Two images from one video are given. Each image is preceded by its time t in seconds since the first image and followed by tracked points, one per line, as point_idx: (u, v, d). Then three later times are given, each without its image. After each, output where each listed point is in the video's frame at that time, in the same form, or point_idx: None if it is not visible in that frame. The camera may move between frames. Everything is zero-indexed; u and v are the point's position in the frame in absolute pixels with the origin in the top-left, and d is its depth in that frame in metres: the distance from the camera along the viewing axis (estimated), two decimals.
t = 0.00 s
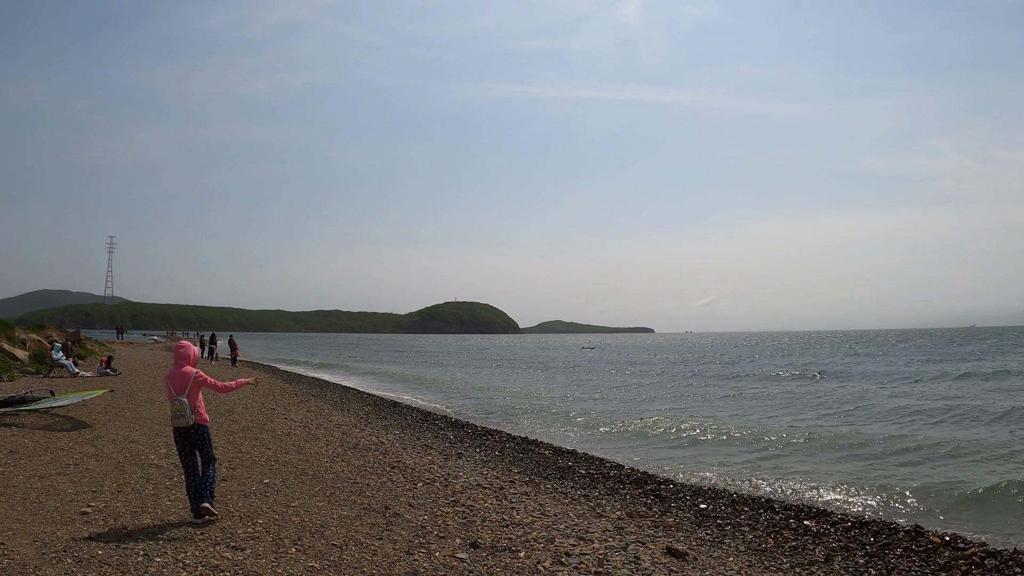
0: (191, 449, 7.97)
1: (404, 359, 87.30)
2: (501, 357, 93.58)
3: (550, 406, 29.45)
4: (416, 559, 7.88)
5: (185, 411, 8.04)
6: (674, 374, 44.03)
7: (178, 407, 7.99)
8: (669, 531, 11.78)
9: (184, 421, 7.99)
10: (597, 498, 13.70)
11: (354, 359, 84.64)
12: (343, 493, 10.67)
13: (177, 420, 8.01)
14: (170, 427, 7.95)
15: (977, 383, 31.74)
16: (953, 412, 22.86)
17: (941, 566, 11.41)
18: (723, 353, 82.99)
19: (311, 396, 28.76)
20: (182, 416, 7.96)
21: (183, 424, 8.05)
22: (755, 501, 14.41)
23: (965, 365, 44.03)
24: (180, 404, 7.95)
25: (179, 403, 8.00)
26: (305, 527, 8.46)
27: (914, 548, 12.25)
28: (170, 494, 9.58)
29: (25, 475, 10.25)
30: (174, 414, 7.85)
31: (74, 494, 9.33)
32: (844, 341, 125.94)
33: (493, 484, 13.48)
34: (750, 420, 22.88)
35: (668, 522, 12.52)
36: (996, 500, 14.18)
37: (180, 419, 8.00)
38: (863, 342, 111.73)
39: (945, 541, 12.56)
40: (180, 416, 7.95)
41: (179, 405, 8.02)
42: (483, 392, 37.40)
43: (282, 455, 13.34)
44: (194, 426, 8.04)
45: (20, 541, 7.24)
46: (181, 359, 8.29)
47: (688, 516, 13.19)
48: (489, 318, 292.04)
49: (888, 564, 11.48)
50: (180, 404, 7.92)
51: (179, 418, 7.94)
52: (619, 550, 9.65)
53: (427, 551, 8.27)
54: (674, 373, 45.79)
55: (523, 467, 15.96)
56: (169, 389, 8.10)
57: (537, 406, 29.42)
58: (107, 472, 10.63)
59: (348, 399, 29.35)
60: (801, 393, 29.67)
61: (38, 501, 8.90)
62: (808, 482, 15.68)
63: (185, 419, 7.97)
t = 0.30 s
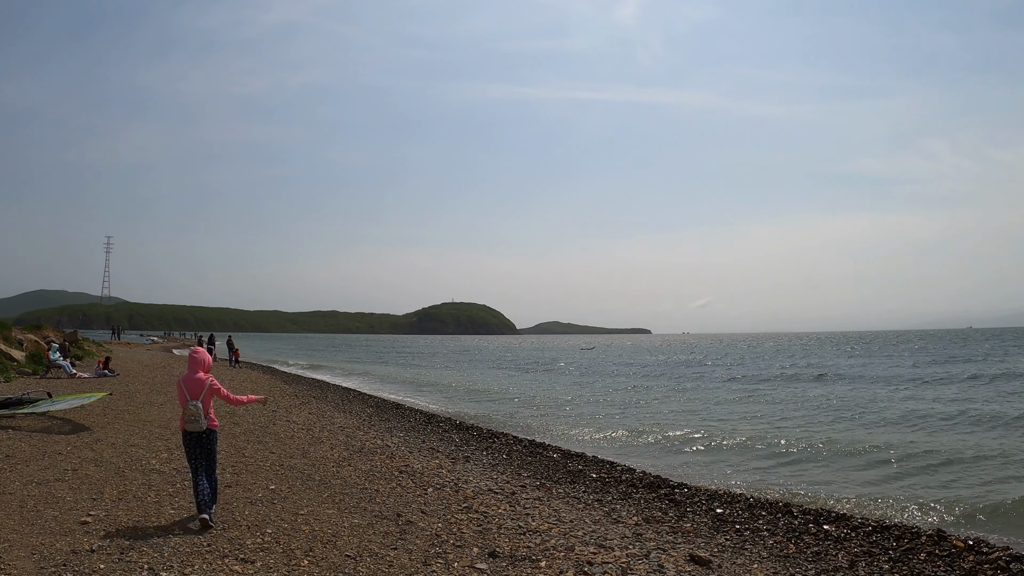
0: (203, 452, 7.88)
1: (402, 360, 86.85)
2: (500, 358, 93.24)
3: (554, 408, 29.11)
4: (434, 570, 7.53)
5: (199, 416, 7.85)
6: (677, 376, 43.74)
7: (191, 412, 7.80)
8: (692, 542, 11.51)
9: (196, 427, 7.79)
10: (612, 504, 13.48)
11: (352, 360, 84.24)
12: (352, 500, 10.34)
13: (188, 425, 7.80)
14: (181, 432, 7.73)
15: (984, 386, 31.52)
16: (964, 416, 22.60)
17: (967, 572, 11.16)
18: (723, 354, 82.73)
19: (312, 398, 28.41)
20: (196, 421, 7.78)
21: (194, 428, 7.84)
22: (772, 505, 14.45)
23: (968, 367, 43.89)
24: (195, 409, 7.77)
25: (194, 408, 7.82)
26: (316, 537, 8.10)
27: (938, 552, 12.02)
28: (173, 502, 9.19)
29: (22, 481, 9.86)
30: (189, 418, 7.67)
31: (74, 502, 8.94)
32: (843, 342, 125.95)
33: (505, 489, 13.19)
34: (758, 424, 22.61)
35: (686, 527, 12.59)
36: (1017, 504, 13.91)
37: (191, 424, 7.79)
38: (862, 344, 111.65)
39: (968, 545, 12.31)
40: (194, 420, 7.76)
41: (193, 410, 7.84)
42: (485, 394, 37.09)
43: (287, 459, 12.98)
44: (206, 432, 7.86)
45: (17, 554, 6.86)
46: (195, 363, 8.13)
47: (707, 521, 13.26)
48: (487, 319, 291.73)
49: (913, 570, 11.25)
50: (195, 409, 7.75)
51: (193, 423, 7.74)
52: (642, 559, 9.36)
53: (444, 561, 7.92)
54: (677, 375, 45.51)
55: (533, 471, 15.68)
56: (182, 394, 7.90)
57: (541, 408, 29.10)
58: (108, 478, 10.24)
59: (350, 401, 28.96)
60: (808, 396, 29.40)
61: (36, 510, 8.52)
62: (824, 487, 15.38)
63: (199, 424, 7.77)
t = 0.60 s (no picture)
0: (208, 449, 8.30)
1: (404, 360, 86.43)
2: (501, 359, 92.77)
3: (559, 410, 28.76)
4: None
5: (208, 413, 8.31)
6: (681, 377, 43.37)
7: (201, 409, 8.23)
8: (712, 550, 11.14)
9: (206, 424, 8.23)
10: (625, 509, 13.14)
11: (352, 361, 83.82)
12: (361, 507, 10.00)
13: (196, 421, 8.21)
14: (191, 428, 8.11)
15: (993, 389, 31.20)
16: (976, 419, 22.27)
17: None
18: (726, 356, 82.43)
19: (314, 399, 28.05)
20: (206, 418, 8.23)
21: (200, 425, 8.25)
22: (790, 510, 14.22)
23: (974, 369, 43.51)
24: (206, 407, 8.24)
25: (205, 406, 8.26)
26: (324, 548, 7.79)
27: (962, 558, 11.73)
28: (175, 510, 8.84)
29: (18, 488, 9.51)
30: (204, 415, 8.13)
31: (71, 511, 8.58)
32: (845, 343, 125.57)
33: (515, 495, 12.90)
34: (769, 427, 22.28)
35: (703, 533, 12.24)
36: None
37: (200, 420, 8.22)
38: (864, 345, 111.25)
39: (992, 550, 12.01)
40: (205, 417, 8.21)
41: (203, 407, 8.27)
42: (488, 395, 36.71)
43: (292, 464, 12.63)
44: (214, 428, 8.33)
45: (12, 568, 6.50)
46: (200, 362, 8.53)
47: (723, 527, 12.89)
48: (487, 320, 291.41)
49: None
50: (209, 406, 8.23)
51: (205, 420, 8.19)
52: (662, 568, 9.07)
53: (460, 572, 7.61)
54: (681, 376, 45.17)
55: (542, 475, 15.36)
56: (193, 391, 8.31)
57: (546, 410, 28.76)
58: (106, 485, 9.89)
59: (353, 402, 28.62)
60: (816, 399, 29.07)
61: (32, 519, 8.17)
62: (839, 493, 15.07)
63: (209, 422, 8.23)
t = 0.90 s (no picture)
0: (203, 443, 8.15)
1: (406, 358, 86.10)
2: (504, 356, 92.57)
3: (565, 407, 28.34)
4: None
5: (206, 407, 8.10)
6: (688, 376, 42.96)
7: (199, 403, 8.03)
8: (735, 553, 11.14)
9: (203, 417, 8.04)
10: (642, 509, 12.96)
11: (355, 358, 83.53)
12: (369, 508, 9.61)
13: (194, 415, 8.02)
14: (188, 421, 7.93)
15: (1007, 389, 30.73)
16: (994, 421, 21.82)
17: None
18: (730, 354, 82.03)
19: (317, 396, 27.65)
20: (203, 412, 8.04)
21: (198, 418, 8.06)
22: (811, 511, 14.20)
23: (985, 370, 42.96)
24: (203, 400, 8.05)
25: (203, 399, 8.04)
26: (333, 552, 7.39)
27: (990, 559, 11.33)
28: (174, 510, 8.44)
29: (12, 487, 9.13)
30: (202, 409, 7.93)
31: (66, 512, 8.18)
32: (850, 344, 125.00)
33: (528, 495, 12.54)
34: (781, 427, 21.85)
35: (723, 535, 12.25)
36: None
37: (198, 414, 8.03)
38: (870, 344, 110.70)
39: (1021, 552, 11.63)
40: (203, 411, 8.01)
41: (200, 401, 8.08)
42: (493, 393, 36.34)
43: (297, 463, 12.22)
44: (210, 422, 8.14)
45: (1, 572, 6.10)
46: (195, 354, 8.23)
47: (743, 528, 12.94)
48: (489, 319, 291.10)
49: None
50: (206, 399, 8.02)
51: (202, 414, 8.02)
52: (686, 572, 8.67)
53: None
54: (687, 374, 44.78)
55: (555, 476, 15.05)
56: (189, 385, 8.07)
57: (553, 408, 28.32)
58: (104, 484, 9.50)
59: (356, 399, 28.24)
60: (827, 398, 28.67)
61: (25, 520, 7.79)
62: (859, 499, 14.71)
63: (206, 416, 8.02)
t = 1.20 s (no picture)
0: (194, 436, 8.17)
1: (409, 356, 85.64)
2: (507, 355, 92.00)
3: (573, 406, 27.87)
4: None
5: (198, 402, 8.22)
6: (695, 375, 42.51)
7: (191, 398, 8.13)
8: (760, 559, 11.03)
9: (195, 412, 8.12)
10: (661, 512, 12.89)
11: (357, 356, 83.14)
12: (378, 514, 9.15)
13: (186, 410, 8.10)
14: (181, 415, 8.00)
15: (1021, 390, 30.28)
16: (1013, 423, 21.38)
17: None
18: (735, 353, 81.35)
19: (321, 394, 27.22)
20: (195, 406, 8.14)
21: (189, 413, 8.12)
22: (834, 513, 14.11)
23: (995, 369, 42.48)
24: (196, 394, 8.17)
25: (195, 395, 8.16)
26: (341, 562, 6.95)
27: None
28: (171, 515, 7.98)
29: (2, 491, 8.68)
30: (195, 403, 8.05)
31: (58, 518, 7.72)
32: (854, 343, 124.45)
33: (542, 498, 12.15)
34: (796, 428, 21.36)
35: (747, 539, 12.12)
36: None
37: (190, 409, 8.11)
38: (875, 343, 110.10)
39: None
40: (196, 406, 8.13)
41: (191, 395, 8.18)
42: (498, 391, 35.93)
43: (301, 465, 11.76)
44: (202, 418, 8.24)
45: None
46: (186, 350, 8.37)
47: (767, 532, 12.83)
48: (491, 317, 290.76)
49: None
50: (200, 394, 8.16)
51: (195, 408, 8.12)
52: None
53: None
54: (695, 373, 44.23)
55: (568, 477, 14.65)
56: (180, 379, 8.17)
57: (560, 407, 27.84)
58: (100, 488, 9.04)
59: (361, 398, 27.80)
60: (840, 397, 28.15)
61: (14, 527, 7.33)
62: (882, 506, 14.31)
63: (198, 412, 8.12)
